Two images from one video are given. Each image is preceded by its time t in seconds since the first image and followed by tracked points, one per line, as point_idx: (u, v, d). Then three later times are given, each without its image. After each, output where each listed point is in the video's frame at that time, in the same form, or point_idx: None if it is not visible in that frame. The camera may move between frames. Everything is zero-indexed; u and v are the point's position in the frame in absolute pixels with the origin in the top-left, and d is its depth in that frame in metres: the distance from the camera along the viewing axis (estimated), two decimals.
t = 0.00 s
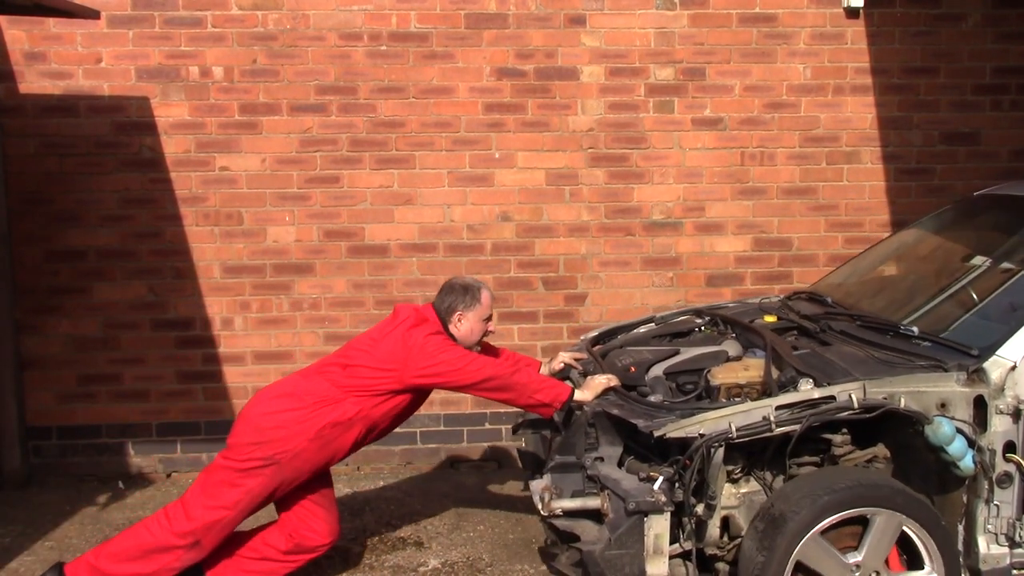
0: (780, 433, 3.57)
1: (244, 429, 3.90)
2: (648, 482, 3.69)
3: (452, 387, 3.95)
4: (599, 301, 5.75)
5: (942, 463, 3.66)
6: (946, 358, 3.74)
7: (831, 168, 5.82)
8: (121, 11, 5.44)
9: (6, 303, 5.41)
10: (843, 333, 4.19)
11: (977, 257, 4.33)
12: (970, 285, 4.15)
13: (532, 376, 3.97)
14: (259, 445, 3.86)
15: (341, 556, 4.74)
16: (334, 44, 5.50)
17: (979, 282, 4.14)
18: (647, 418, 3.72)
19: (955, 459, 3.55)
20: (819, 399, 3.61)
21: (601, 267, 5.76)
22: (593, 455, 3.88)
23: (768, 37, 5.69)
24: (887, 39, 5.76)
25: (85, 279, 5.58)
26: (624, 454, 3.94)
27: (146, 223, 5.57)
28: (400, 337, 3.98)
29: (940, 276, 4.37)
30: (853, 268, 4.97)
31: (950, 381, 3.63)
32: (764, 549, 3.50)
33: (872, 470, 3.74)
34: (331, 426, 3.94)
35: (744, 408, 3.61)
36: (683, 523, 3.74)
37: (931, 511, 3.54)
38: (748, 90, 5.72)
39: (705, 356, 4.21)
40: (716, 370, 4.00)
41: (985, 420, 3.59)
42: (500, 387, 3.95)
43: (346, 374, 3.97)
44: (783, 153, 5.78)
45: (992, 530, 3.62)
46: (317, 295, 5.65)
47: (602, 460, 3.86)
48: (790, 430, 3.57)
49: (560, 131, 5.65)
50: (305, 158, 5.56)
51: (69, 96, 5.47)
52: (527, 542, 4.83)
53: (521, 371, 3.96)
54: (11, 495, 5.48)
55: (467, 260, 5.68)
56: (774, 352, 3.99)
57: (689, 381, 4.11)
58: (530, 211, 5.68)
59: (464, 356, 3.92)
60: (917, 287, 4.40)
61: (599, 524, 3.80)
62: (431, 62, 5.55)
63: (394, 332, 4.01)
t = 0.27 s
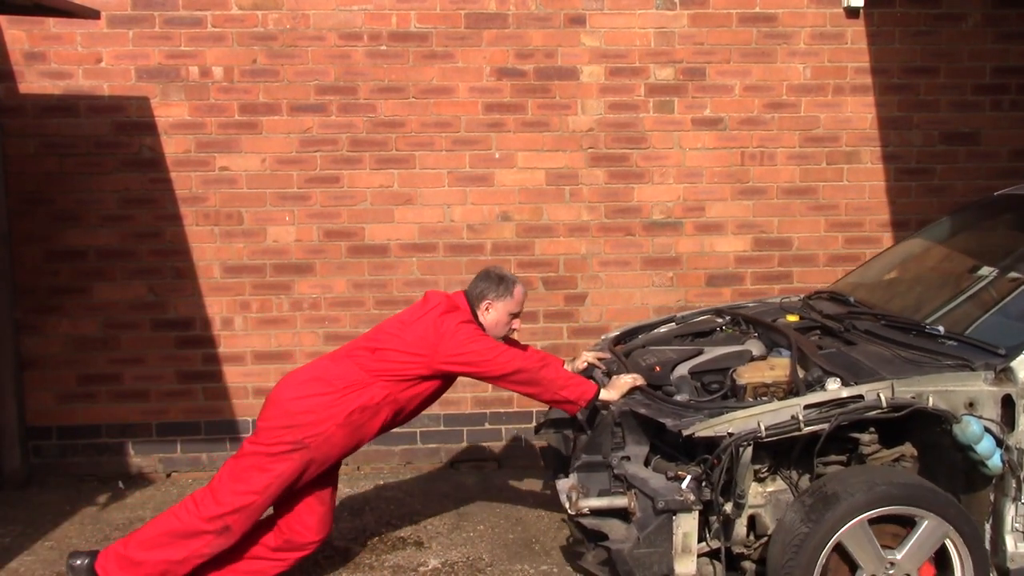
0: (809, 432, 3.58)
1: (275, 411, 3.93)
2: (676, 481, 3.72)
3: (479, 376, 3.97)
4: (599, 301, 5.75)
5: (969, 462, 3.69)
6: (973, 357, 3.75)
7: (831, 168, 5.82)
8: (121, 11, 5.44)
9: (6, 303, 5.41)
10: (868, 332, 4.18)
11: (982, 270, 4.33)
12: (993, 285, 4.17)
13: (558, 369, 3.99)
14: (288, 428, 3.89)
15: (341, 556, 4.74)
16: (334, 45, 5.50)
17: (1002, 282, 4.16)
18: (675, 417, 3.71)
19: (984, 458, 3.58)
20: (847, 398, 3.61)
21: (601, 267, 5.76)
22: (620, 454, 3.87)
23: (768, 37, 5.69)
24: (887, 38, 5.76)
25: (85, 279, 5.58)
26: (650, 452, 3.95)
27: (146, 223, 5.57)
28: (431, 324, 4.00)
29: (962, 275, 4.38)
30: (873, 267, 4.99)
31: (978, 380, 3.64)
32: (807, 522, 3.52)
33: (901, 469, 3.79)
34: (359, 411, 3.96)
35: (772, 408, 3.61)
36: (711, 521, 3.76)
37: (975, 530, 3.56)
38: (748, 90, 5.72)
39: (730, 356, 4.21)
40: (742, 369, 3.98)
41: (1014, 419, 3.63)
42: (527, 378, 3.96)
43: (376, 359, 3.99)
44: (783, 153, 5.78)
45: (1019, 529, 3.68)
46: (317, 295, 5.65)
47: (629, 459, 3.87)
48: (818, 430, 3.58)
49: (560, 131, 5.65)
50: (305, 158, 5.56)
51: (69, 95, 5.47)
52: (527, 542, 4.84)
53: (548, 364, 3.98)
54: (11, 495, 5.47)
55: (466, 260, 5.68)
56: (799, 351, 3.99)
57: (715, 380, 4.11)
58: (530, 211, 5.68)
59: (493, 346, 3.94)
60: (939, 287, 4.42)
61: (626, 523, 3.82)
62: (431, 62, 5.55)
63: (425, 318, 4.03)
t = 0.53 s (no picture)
0: (835, 430, 3.58)
1: (317, 415, 4.03)
2: (700, 479, 3.70)
3: (510, 367, 4.00)
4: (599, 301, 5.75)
5: (994, 459, 3.71)
6: (998, 355, 3.76)
7: (831, 168, 5.82)
8: (121, 11, 5.44)
9: (6, 303, 5.41)
10: (891, 330, 4.17)
11: (988, 277, 4.35)
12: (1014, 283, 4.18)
13: (587, 362, 3.98)
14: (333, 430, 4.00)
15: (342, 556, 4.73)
16: (334, 44, 5.50)
17: None
18: (701, 415, 3.74)
19: (1010, 456, 3.61)
20: (874, 396, 3.62)
21: (601, 267, 5.76)
22: (644, 451, 3.88)
23: (768, 37, 5.69)
24: (887, 38, 5.76)
25: (85, 279, 5.58)
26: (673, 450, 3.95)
27: (146, 223, 5.57)
28: (459, 313, 4.05)
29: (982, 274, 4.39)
30: (890, 267, 4.99)
31: (1004, 378, 3.64)
32: (852, 501, 3.54)
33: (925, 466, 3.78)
34: (395, 407, 4.05)
35: (799, 406, 3.62)
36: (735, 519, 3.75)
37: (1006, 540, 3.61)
38: (748, 90, 5.72)
39: (753, 353, 4.23)
40: (766, 366, 3.96)
41: None
42: (556, 373, 3.97)
43: (406, 352, 4.07)
44: (783, 153, 5.78)
45: None
46: (317, 295, 5.65)
47: (653, 457, 3.86)
48: (844, 427, 3.58)
49: (560, 131, 5.65)
50: (305, 158, 5.56)
51: (69, 95, 5.47)
52: (527, 542, 4.84)
53: (577, 357, 3.98)
54: (12, 495, 5.48)
55: (466, 260, 5.68)
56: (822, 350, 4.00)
57: (738, 377, 4.13)
58: (530, 211, 5.68)
59: (521, 337, 3.97)
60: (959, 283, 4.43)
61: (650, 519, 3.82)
62: (431, 62, 5.55)
63: (453, 307, 4.08)
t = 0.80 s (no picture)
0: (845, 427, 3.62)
1: (343, 419, 3.98)
2: (711, 476, 3.72)
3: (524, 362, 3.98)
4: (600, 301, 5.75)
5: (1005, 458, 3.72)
6: (1008, 354, 3.80)
7: (831, 168, 5.82)
8: (121, 11, 5.44)
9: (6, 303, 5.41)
10: (901, 328, 4.19)
11: (989, 281, 4.35)
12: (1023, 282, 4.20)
13: (601, 359, 3.97)
14: (365, 433, 3.95)
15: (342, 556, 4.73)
16: (334, 44, 5.50)
17: None
18: (712, 412, 3.78)
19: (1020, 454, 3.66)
20: (885, 394, 3.64)
21: (602, 267, 5.76)
22: (654, 449, 3.91)
23: (768, 37, 5.69)
24: (888, 38, 5.76)
25: (85, 280, 5.58)
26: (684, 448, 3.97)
27: (146, 223, 5.57)
28: (472, 307, 4.06)
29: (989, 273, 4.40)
30: (895, 267, 5.00)
31: (1015, 376, 3.68)
32: (872, 493, 3.55)
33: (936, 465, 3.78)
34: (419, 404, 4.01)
35: (810, 403, 3.65)
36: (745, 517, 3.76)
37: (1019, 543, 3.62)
38: (748, 90, 5.72)
39: (762, 351, 4.21)
40: (776, 365, 3.96)
41: None
42: (568, 367, 3.96)
43: (421, 348, 4.05)
44: (783, 153, 5.78)
45: None
46: (317, 295, 5.65)
47: (664, 454, 3.89)
48: (855, 425, 3.61)
49: (560, 131, 5.65)
50: (305, 158, 5.56)
51: (69, 95, 5.47)
52: (527, 542, 4.84)
53: (591, 353, 3.97)
54: (12, 495, 5.48)
55: (467, 260, 5.68)
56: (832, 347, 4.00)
57: (748, 374, 4.13)
58: (531, 211, 5.68)
59: (535, 331, 3.96)
60: (966, 282, 4.44)
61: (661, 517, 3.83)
62: (431, 62, 5.55)
63: (465, 303, 4.09)
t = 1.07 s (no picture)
0: (846, 427, 3.62)
1: (348, 419, 3.97)
2: (711, 476, 3.72)
3: (525, 359, 3.99)
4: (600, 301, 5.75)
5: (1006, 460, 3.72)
6: (1009, 354, 3.80)
7: (831, 168, 5.82)
8: (121, 11, 5.44)
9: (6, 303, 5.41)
10: (901, 328, 4.19)
11: (989, 281, 4.35)
12: None
13: (600, 357, 3.99)
14: (370, 433, 3.96)
15: (341, 556, 4.73)
16: (334, 44, 5.50)
17: None
18: (712, 413, 3.77)
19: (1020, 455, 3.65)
20: (886, 394, 3.65)
21: (602, 267, 5.76)
22: (655, 449, 3.91)
23: (768, 37, 5.69)
24: (888, 38, 5.75)
25: (85, 280, 5.58)
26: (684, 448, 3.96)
27: (146, 223, 5.57)
28: (471, 304, 4.07)
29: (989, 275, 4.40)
30: (896, 267, 5.00)
31: (1015, 376, 3.69)
32: (874, 492, 3.56)
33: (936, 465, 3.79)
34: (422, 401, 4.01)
35: (811, 404, 3.66)
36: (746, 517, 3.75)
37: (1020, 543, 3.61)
38: (748, 90, 5.72)
39: (763, 351, 4.23)
40: (776, 365, 3.98)
41: None
42: (569, 363, 3.97)
43: (420, 346, 4.05)
44: (783, 153, 5.78)
45: None
46: (317, 295, 5.65)
47: (664, 454, 3.89)
48: (856, 425, 3.62)
49: (560, 131, 5.65)
50: (305, 158, 5.56)
51: (69, 95, 5.47)
52: (527, 542, 4.84)
53: (590, 351, 3.99)
54: (12, 495, 5.48)
55: (467, 260, 5.68)
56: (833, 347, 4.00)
57: (748, 375, 4.14)
58: (531, 211, 5.68)
59: (536, 328, 3.97)
60: (967, 282, 4.44)
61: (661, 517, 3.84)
62: (431, 62, 5.55)
63: (463, 300, 4.10)
